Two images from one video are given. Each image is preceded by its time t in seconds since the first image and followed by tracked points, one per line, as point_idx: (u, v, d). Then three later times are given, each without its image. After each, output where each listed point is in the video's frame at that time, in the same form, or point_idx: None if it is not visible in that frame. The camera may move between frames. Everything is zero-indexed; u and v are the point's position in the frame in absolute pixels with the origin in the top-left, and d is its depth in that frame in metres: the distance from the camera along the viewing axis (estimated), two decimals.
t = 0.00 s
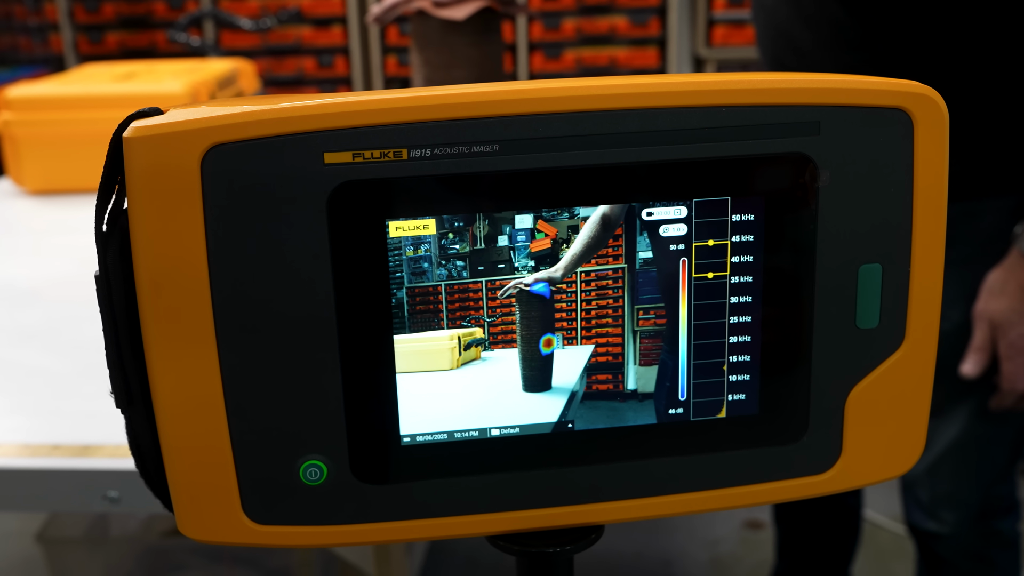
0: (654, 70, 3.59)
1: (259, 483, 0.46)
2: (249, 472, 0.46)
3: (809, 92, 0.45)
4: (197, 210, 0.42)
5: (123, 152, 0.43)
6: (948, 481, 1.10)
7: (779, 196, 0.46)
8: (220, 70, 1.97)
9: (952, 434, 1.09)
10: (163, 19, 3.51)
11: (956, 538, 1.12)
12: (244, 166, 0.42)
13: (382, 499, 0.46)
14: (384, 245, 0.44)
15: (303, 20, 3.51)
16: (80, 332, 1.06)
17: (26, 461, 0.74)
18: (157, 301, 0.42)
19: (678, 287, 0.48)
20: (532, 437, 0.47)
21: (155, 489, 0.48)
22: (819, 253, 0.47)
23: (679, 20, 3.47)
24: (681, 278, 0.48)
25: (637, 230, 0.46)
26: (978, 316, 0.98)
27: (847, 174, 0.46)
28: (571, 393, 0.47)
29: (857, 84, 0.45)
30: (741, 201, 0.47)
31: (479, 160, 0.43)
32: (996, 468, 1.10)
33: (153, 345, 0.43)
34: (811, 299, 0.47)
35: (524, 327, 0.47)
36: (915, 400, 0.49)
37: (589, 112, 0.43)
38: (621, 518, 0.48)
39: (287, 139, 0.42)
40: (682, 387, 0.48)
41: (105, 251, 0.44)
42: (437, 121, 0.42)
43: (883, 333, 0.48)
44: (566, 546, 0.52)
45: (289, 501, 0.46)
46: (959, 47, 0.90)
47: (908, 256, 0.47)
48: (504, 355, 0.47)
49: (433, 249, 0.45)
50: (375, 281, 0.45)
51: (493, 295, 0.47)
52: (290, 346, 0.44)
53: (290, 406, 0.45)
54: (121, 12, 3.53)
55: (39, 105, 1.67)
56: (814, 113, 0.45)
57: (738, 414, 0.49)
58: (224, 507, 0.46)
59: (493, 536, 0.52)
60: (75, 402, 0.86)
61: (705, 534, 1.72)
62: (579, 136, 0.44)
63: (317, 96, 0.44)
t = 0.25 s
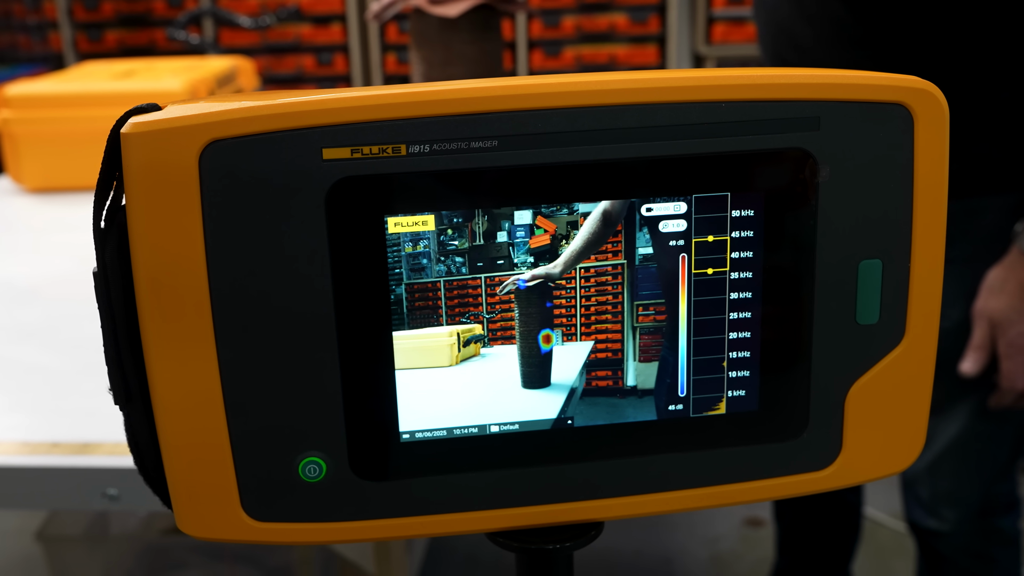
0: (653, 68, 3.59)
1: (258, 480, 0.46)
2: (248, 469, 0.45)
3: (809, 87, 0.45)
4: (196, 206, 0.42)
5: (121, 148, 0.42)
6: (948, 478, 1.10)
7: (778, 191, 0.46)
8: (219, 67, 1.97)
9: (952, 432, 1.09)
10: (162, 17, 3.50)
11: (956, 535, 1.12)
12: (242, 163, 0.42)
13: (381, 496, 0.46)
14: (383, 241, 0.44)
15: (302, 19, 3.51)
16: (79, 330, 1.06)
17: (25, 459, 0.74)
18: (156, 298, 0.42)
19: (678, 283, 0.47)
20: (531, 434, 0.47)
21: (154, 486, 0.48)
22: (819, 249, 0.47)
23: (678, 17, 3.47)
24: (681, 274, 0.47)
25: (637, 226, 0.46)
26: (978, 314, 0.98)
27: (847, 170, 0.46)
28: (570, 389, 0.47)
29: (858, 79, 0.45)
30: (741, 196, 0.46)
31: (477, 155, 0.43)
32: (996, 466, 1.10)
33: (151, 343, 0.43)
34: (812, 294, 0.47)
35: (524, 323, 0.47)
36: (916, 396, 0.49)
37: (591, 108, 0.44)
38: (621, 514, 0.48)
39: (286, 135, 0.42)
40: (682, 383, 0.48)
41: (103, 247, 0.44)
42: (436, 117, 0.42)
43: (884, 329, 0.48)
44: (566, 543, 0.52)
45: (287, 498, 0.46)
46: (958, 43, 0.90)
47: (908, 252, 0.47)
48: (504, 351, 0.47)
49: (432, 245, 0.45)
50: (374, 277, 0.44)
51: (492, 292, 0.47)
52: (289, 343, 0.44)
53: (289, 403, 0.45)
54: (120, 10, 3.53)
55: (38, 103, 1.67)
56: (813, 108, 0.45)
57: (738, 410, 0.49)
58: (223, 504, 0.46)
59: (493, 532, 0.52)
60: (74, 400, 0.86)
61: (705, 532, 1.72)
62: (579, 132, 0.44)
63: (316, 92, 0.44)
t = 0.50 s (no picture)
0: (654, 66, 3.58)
1: (260, 478, 0.46)
2: (250, 467, 0.45)
3: (813, 84, 0.45)
4: (198, 203, 0.42)
5: (123, 145, 0.42)
6: (950, 476, 1.10)
7: (782, 188, 0.46)
8: (219, 65, 1.97)
9: (954, 430, 1.09)
10: (163, 15, 3.50)
11: (957, 533, 1.12)
12: (245, 160, 0.42)
13: (383, 494, 0.46)
14: (385, 238, 0.44)
15: (303, 16, 3.51)
16: (80, 327, 1.05)
17: (27, 457, 0.74)
18: (158, 296, 0.42)
19: (681, 280, 0.47)
20: (534, 432, 0.47)
21: (156, 484, 0.48)
22: (823, 246, 0.46)
23: (679, 14, 3.47)
24: (684, 271, 0.47)
25: (642, 223, 0.46)
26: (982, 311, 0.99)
27: (851, 167, 0.46)
28: (574, 387, 0.47)
29: (863, 76, 0.45)
30: (744, 193, 0.46)
31: (480, 153, 0.43)
32: (999, 463, 1.10)
33: (154, 341, 0.43)
34: (816, 292, 0.47)
35: (526, 321, 0.47)
36: (919, 393, 0.49)
37: (593, 104, 0.43)
38: (623, 512, 0.48)
39: (288, 131, 0.42)
40: (685, 382, 0.48)
41: (105, 245, 0.44)
42: (439, 114, 0.42)
43: (887, 327, 0.48)
44: (568, 540, 0.52)
45: (289, 495, 0.46)
46: (961, 40, 0.90)
47: (912, 249, 0.47)
48: (507, 349, 0.47)
49: (434, 242, 0.45)
50: (376, 274, 0.44)
51: (496, 289, 0.47)
52: (291, 340, 0.44)
53: (292, 400, 0.44)
54: (120, 8, 3.52)
55: (38, 100, 1.67)
56: (817, 105, 0.45)
57: (741, 407, 0.49)
58: (225, 502, 0.46)
59: (495, 530, 0.52)
60: (75, 397, 0.86)
61: (706, 530, 1.72)
62: (582, 129, 0.44)
63: (319, 89, 0.44)
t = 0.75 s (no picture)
0: (655, 64, 3.58)
1: (261, 477, 0.46)
2: (252, 466, 0.45)
3: (815, 84, 0.44)
4: (199, 203, 0.42)
5: (124, 144, 0.42)
6: (951, 474, 1.10)
7: (783, 188, 0.46)
8: (220, 63, 1.97)
9: (956, 428, 1.09)
10: (163, 13, 3.50)
11: (959, 532, 1.12)
12: (246, 160, 0.42)
13: (384, 493, 0.46)
14: (386, 238, 0.44)
15: (303, 15, 3.51)
16: (80, 326, 1.05)
17: (28, 456, 0.74)
18: (159, 296, 0.42)
19: (681, 280, 0.47)
20: (535, 431, 0.47)
21: (157, 483, 0.48)
22: (824, 246, 0.46)
23: (679, 13, 3.47)
24: (685, 271, 0.47)
25: (642, 223, 0.46)
26: (988, 309, 0.99)
27: (852, 167, 0.46)
28: (575, 387, 0.47)
29: (864, 76, 0.45)
30: (745, 193, 0.46)
31: (481, 152, 0.43)
32: (999, 461, 1.10)
33: (155, 341, 0.43)
34: (817, 291, 0.47)
35: (527, 320, 0.47)
36: (921, 393, 0.49)
37: (593, 104, 0.43)
38: (624, 512, 0.48)
39: (289, 131, 0.42)
40: (686, 381, 0.48)
41: (107, 244, 0.44)
42: (440, 114, 0.42)
43: (888, 327, 0.48)
44: (569, 540, 0.52)
45: (290, 495, 0.46)
46: (962, 39, 0.90)
47: (913, 249, 0.47)
48: (508, 349, 0.47)
49: (436, 242, 0.45)
50: (377, 274, 0.44)
51: (497, 288, 0.47)
52: (292, 340, 0.44)
53: (292, 400, 0.44)
54: (121, 6, 3.52)
55: (39, 99, 1.66)
56: (819, 105, 0.45)
57: (742, 407, 0.49)
58: (226, 501, 0.46)
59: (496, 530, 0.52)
60: (76, 396, 0.86)
61: (707, 528, 1.72)
62: (584, 128, 0.44)
63: (319, 89, 0.44)
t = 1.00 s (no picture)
0: (655, 62, 3.58)
1: (262, 477, 0.46)
2: (252, 466, 0.45)
3: (815, 83, 0.44)
4: (199, 203, 0.42)
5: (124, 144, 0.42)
6: (953, 473, 1.10)
7: (782, 187, 0.46)
8: (220, 62, 1.97)
9: (958, 425, 1.08)
10: (163, 12, 3.50)
11: (960, 530, 1.12)
12: (246, 159, 0.42)
13: (384, 493, 0.46)
14: (386, 238, 0.44)
15: (303, 13, 3.51)
16: (81, 326, 1.05)
17: (28, 455, 0.74)
18: (159, 295, 0.42)
19: (681, 279, 0.47)
20: (535, 431, 0.47)
21: (157, 483, 0.48)
22: (824, 246, 0.46)
23: (680, 11, 3.47)
24: (685, 270, 0.47)
25: (643, 222, 0.46)
26: (989, 305, 0.99)
27: (852, 166, 0.46)
28: (575, 386, 0.47)
29: (865, 75, 0.45)
30: (745, 193, 0.46)
31: (481, 152, 0.43)
32: (1000, 459, 1.10)
33: (155, 341, 0.43)
34: (817, 290, 0.47)
35: (527, 319, 0.47)
36: (921, 392, 0.49)
37: (593, 104, 0.43)
38: (625, 511, 0.48)
39: (289, 131, 0.42)
40: (686, 380, 0.48)
41: (107, 244, 0.44)
42: (440, 113, 0.42)
43: (888, 326, 0.48)
44: (569, 539, 0.52)
45: (291, 495, 0.46)
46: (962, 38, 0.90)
47: (913, 248, 0.47)
48: (508, 348, 0.47)
49: (436, 242, 0.45)
50: (377, 273, 0.44)
51: (497, 288, 0.47)
52: (293, 339, 0.44)
53: (293, 400, 0.44)
54: (121, 5, 3.51)
55: (39, 98, 1.66)
56: (819, 104, 0.45)
57: (742, 406, 0.49)
58: (226, 501, 0.46)
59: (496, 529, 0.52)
60: (76, 395, 0.86)
61: (707, 526, 1.72)
62: (583, 128, 0.44)
63: (319, 88, 0.44)
